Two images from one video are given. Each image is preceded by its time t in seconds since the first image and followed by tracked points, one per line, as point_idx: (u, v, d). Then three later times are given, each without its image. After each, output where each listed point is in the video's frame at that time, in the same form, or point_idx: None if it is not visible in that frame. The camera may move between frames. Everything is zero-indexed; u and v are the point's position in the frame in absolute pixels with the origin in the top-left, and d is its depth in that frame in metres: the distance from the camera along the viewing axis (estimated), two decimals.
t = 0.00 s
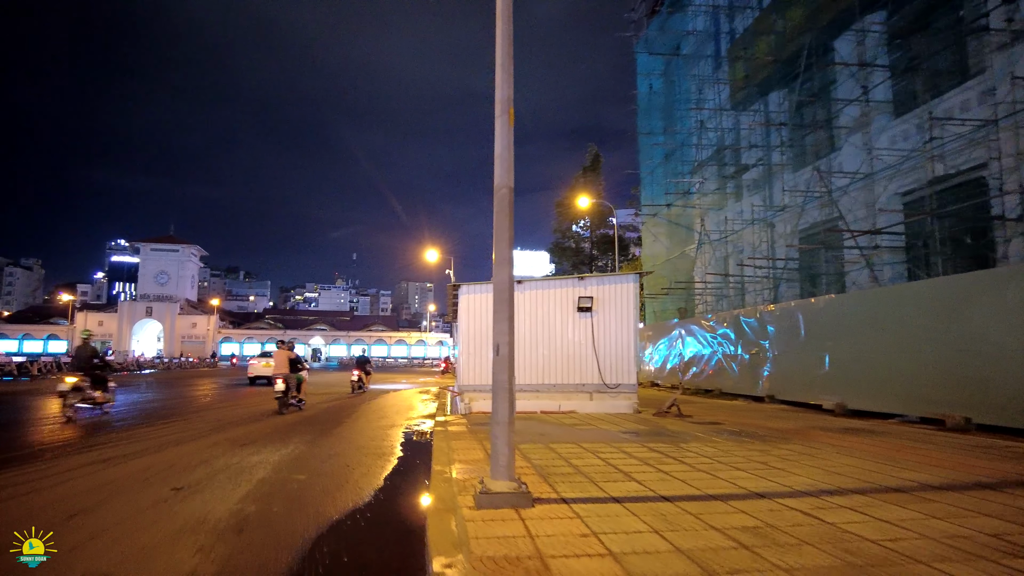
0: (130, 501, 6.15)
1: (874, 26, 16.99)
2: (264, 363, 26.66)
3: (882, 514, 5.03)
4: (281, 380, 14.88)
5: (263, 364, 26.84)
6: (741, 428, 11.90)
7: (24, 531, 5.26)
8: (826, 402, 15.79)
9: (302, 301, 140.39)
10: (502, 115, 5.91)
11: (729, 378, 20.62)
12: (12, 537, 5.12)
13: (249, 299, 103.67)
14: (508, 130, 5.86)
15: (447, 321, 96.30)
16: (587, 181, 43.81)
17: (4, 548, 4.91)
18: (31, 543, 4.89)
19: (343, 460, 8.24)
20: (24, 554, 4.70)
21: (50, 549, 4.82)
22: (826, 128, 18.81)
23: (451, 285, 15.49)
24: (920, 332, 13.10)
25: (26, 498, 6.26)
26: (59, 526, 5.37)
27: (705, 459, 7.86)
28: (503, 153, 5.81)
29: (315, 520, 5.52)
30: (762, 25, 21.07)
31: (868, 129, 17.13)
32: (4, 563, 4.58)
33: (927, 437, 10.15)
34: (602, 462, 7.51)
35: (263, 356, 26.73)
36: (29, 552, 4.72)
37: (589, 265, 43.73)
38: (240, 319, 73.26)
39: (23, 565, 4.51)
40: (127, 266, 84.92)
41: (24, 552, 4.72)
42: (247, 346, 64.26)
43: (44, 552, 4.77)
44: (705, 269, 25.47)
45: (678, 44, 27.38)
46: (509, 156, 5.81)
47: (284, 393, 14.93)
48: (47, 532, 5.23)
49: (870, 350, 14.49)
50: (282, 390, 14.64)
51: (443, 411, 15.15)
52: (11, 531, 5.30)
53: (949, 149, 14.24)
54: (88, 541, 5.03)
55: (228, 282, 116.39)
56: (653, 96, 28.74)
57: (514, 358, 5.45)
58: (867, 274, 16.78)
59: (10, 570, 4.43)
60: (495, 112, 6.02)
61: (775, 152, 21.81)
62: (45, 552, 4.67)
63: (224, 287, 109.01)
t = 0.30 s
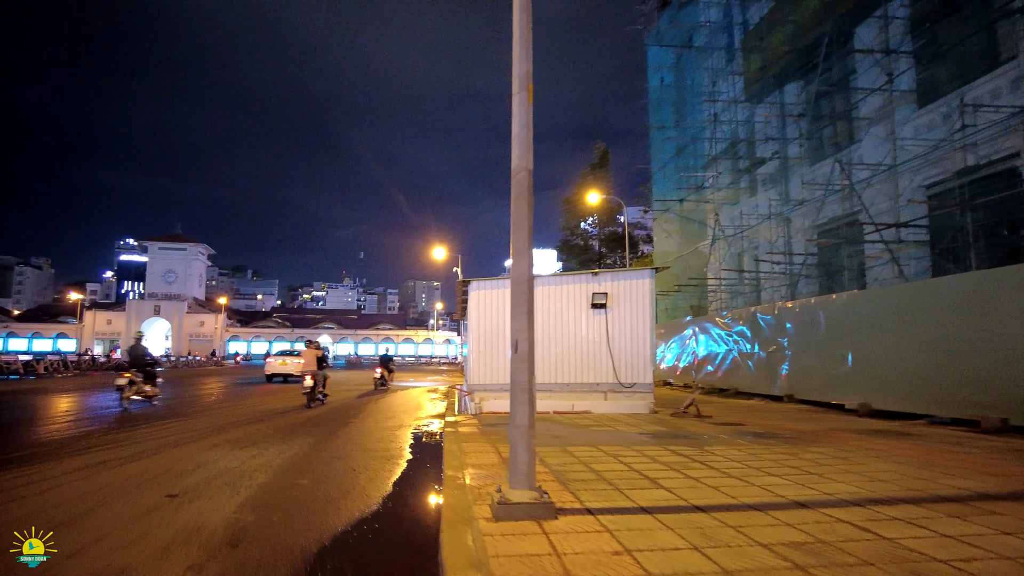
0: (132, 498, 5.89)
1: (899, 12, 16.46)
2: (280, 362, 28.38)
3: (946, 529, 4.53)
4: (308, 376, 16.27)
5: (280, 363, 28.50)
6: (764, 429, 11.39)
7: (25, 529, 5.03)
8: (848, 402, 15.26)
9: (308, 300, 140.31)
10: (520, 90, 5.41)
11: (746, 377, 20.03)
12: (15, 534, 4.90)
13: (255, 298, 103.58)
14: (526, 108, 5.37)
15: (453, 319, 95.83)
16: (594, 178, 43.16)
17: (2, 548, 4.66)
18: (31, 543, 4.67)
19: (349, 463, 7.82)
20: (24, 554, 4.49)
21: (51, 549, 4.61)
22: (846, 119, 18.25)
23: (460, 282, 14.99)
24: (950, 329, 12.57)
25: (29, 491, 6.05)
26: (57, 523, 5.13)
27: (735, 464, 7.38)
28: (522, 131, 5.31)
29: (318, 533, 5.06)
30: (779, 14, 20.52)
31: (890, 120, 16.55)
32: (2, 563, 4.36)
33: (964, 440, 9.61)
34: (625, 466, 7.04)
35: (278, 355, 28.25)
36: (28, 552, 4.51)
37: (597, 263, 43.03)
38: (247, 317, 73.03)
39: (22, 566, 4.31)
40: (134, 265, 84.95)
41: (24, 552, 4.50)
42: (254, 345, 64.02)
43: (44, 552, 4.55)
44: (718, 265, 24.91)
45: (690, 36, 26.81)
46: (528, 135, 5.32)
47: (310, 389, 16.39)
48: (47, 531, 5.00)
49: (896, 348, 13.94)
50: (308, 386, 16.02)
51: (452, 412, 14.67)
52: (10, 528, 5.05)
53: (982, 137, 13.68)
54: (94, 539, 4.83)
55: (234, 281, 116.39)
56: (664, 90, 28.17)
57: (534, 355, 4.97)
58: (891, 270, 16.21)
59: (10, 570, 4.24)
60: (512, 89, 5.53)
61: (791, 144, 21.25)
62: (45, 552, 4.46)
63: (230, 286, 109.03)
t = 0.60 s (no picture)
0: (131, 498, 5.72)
1: None
2: (297, 361, 29.07)
3: (1017, 547, 4.05)
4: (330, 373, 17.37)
5: (297, 362, 29.13)
6: (788, 430, 10.90)
7: (24, 529, 4.87)
8: (873, 401, 14.74)
9: (317, 299, 140.43)
10: (538, 63, 4.93)
11: (763, 376, 19.51)
12: (16, 533, 4.76)
13: (264, 297, 103.68)
14: (545, 82, 4.88)
15: (462, 317, 95.34)
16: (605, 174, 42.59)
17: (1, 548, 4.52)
18: (31, 542, 4.54)
19: (356, 467, 7.44)
20: (24, 554, 4.36)
21: (52, 549, 4.48)
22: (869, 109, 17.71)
23: (470, 278, 14.58)
24: (984, 325, 12.03)
25: (28, 490, 5.89)
26: (57, 522, 4.98)
27: (767, 470, 6.92)
28: (540, 108, 4.83)
29: (318, 547, 4.65)
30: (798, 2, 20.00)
31: (914, 108, 15.98)
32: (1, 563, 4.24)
33: (1006, 442, 9.09)
34: (649, 472, 6.62)
35: (295, 355, 28.91)
36: (28, 552, 4.39)
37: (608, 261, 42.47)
38: (255, 317, 72.97)
39: (22, 566, 4.19)
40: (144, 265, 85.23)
41: (24, 552, 4.38)
42: (262, 344, 63.88)
43: (44, 552, 4.44)
44: (733, 262, 24.37)
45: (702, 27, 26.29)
46: (547, 113, 4.85)
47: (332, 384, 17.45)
48: (47, 530, 4.86)
49: (923, 345, 13.40)
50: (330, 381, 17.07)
51: (462, 412, 14.29)
52: (8, 527, 4.90)
53: (1016, 124, 13.13)
54: (95, 538, 4.71)
55: (243, 280, 116.60)
56: (675, 83, 27.61)
57: (555, 353, 4.52)
58: (919, 263, 15.65)
59: (11, 570, 4.13)
60: (529, 62, 5.04)
61: (810, 136, 20.67)
62: (46, 552, 4.34)
63: (240, 286, 109.24)
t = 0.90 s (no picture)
0: (130, 502, 5.55)
1: None
2: (314, 360, 29.50)
3: None
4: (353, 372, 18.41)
5: (314, 362, 29.55)
6: (816, 433, 10.44)
7: (24, 528, 4.73)
8: (897, 402, 14.30)
9: (323, 300, 140.41)
10: (567, 40, 4.53)
11: (780, 377, 19.07)
12: (15, 533, 4.61)
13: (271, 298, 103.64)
14: (576, 60, 4.50)
15: (468, 317, 94.87)
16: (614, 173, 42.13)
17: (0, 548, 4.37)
18: (30, 542, 4.40)
19: (368, 473, 7.10)
20: (23, 554, 4.23)
21: (52, 549, 4.34)
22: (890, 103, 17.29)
23: (482, 278, 14.21)
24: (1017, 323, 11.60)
25: (25, 492, 5.72)
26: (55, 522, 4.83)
27: (805, 476, 6.54)
28: (572, 88, 4.45)
29: (331, 563, 4.27)
30: None
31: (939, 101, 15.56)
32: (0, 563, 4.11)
33: None
34: (680, 480, 6.28)
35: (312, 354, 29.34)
36: (28, 552, 4.25)
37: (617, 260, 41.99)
38: (262, 317, 72.82)
39: (22, 566, 4.06)
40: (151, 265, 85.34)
41: (24, 552, 4.25)
42: (269, 344, 63.70)
43: (44, 552, 4.30)
44: (748, 260, 23.86)
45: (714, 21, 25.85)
46: (579, 93, 4.48)
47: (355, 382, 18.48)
48: (46, 530, 4.71)
49: (954, 344, 12.90)
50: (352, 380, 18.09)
51: (474, 414, 13.95)
52: (5, 526, 4.75)
53: None
54: (101, 538, 4.56)
55: (250, 281, 116.69)
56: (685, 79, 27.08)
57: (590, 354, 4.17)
58: (947, 260, 15.26)
59: (9, 570, 4.00)
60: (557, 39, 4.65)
61: (827, 131, 20.22)
62: (46, 552, 4.21)
63: (246, 286, 109.31)
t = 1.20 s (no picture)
0: (139, 505, 5.43)
1: None
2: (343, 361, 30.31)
3: None
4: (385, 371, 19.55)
5: (344, 362, 30.39)
6: (859, 438, 9.99)
7: (25, 529, 4.68)
8: (937, 406, 13.77)
9: (343, 301, 141.21)
10: (616, 21, 4.20)
11: (811, 379, 18.54)
12: (16, 534, 4.57)
13: (290, 299, 104.22)
14: (625, 43, 4.18)
15: (487, 318, 94.65)
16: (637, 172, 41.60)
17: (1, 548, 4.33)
18: (31, 542, 4.34)
19: (397, 478, 6.88)
20: (23, 554, 4.18)
21: (52, 549, 4.29)
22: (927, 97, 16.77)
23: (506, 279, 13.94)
24: None
25: (31, 495, 5.68)
26: (54, 525, 4.77)
27: (860, 486, 6.18)
28: (621, 72, 4.13)
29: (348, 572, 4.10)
30: None
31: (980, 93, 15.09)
32: None
33: None
34: (729, 490, 5.98)
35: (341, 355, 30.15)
36: (28, 552, 4.20)
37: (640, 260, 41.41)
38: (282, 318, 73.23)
39: (20, 566, 4.01)
40: (173, 267, 86.42)
41: (24, 552, 4.19)
42: (289, 344, 63.96)
43: (44, 552, 4.24)
44: (776, 259, 23.35)
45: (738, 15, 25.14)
46: (630, 77, 4.17)
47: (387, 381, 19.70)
48: (47, 531, 4.65)
49: (987, 346, 12.61)
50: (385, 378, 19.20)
51: (499, 416, 13.71)
52: (8, 529, 4.69)
53: None
54: (100, 540, 4.48)
55: (271, 283, 117.74)
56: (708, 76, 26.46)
57: (642, 355, 3.88)
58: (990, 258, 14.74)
59: (6, 571, 3.94)
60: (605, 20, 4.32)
61: (857, 127, 19.65)
62: (44, 552, 4.15)
63: (267, 288, 110.26)
